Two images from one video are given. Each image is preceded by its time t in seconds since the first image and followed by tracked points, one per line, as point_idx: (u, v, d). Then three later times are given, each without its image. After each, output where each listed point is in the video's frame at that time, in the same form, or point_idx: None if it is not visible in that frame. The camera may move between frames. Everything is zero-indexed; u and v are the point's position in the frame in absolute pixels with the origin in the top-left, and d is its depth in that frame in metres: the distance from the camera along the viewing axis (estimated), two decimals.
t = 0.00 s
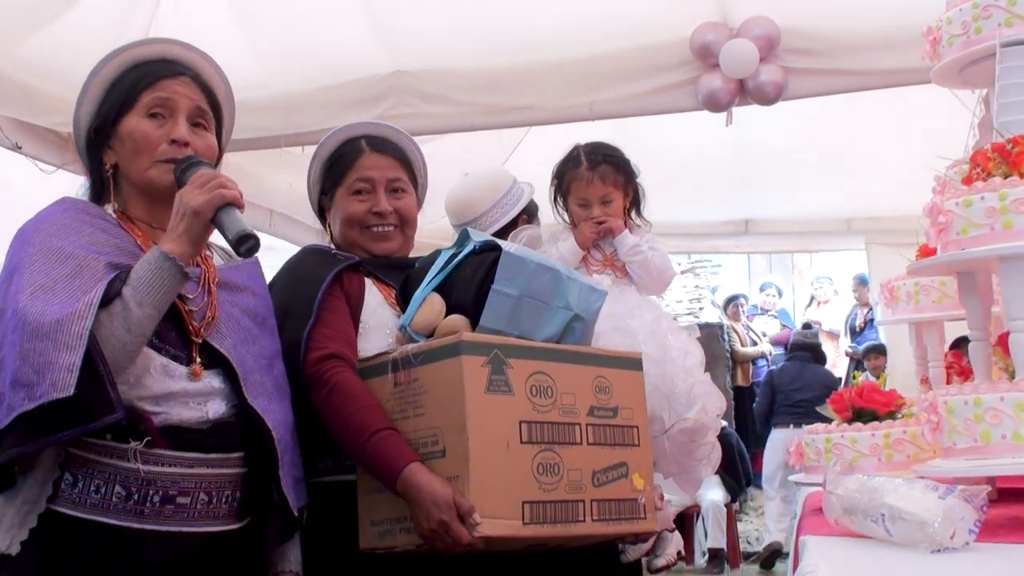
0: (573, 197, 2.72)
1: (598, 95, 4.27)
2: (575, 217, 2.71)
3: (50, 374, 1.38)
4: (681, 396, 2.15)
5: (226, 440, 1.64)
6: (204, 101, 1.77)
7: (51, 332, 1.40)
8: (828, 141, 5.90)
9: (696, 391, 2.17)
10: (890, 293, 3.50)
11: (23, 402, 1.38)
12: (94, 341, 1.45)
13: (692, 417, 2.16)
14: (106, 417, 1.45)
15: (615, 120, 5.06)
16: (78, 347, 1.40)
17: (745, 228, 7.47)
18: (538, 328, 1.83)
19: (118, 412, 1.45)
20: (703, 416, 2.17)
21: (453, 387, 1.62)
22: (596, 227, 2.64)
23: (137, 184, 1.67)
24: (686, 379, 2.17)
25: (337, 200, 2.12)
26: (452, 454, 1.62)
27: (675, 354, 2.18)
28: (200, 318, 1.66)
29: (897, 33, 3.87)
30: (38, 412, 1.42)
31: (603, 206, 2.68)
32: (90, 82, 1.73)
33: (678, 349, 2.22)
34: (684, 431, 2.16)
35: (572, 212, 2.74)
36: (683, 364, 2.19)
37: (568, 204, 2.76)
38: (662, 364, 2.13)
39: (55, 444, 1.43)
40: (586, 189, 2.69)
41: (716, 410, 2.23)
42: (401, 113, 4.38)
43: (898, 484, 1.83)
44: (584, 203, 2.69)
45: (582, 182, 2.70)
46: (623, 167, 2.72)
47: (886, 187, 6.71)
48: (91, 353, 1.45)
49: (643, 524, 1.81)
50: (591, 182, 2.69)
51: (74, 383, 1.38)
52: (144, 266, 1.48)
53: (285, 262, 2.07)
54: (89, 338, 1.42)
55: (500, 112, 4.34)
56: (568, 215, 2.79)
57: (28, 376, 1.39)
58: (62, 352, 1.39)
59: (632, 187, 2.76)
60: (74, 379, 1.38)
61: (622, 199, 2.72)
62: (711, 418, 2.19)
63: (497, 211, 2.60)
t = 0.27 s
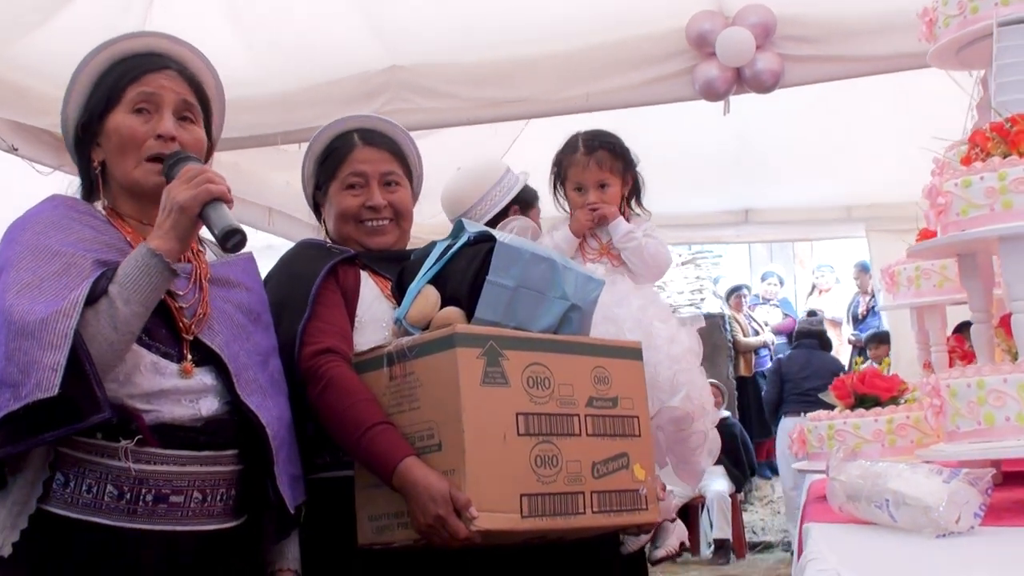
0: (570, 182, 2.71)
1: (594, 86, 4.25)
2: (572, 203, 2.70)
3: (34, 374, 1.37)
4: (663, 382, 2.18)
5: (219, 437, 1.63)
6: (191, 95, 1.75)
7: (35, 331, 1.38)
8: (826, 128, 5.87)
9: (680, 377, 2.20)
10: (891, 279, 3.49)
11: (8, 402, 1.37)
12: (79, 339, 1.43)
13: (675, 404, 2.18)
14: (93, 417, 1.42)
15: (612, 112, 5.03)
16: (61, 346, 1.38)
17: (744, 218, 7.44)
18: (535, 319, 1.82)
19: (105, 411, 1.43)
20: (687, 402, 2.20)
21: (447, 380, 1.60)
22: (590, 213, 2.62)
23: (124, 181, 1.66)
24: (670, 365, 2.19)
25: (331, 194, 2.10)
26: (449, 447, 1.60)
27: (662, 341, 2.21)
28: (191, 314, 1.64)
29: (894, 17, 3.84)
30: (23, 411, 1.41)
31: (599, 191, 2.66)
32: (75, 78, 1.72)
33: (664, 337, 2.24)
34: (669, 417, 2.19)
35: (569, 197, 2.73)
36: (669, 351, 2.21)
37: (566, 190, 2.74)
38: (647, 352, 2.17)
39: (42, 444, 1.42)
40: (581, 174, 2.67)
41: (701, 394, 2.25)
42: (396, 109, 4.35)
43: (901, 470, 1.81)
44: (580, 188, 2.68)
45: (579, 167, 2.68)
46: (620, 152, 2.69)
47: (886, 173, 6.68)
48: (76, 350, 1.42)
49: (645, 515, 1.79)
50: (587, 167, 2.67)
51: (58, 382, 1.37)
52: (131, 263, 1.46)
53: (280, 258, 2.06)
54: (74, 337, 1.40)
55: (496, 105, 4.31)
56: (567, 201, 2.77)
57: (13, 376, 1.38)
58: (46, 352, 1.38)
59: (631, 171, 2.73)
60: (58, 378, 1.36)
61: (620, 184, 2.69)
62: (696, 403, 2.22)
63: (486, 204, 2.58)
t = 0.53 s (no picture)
0: (580, 173, 2.68)
1: (598, 79, 4.21)
2: (582, 193, 2.67)
3: (43, 373, 1.35)
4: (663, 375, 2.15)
5: (229, 433, 1.60)
6: (192, 87, 1.72)
7: (42, 330, 1.36)
8: (833, 119, 5.84)
9: (680, 369, 2.17)
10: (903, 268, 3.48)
11: (16, 403, 1.34)
12: (88, 338, 1.41)
13: (675, 396, 2.15)
14: (103, 416, 1.40)
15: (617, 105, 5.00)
16: (70, 344, 1.36)
17: (749, 210, 7.41)
18: (543, 312, 1.79)
19: (115, 410, 1.41)
20: (688, 395, 2.17)
21: (453, 376, 1.58)
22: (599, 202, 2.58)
23: (125, 176, 1.63)
24: (669, 357, 2.17)
25: (336, 189, 2.08)
26: (455, 444, 1.58)
27: (661, 333, 2.19)
28: (197, 310, 1.61)
29: (901, 6, 3.80)
30: (31, 412, 1.38)
31: (608, 181, 2.63)
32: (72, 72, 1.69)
33: (665, 329, 2.22)
34: (671, 410, 2.16)
35: (579, 188, 2.70)
36: (667, 342, 2.19)
37: (576, 181, 2.72)
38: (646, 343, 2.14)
39: (51, 444, 1.39)
40: (591, 164, 2.64)
41: (704, 384, 2.22)
42: (398, 104, 4.32)
43: (921, 461, 1.78)
44: (590, 178, 2.65)
45: (588, 157, 2.66)
46: (631, 143, 2.66)
47: (892, 164, 6.64)
48: (84, 348, 1.40)
49: (658, 510, 1.76)
50: (596, 157, 2.64)
51: (67, 381, 1.34)
52: (138, 259, 1.44)
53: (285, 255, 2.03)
54: (82, 335, 1.38)
55: (499, 99, 4.27)
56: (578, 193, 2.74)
57: (21, 376, 1.36)
58: (54, 350, 1.36)
59: (642, 163, 2.70)
60: (67, 377, 1.34)
61: (630, 175, 2.66)
62: (698, 395, 2.19)
63: (488, 199, 2.56)
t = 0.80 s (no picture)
0: (646, 167, 2.66)
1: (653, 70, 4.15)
2: (647, 187, 2.64)
3: (130, 382, 1.37)
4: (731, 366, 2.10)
5: (305, 438, 1.62)
6: (255, 92, 1.73)
7: (127, 338, 1.38)
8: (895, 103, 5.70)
9: (749, 362, 2.11)
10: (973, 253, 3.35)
11: (104, 411, 1.37)
12: (171, 346, 1.43)
13: (743, 389, 2.11)
14: (188, 423, 1.42)
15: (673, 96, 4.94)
16: (156, 352, 1.39)
17: (810, 198, 7.22)
18: (611, 308, 1.77)
19: (200, 417, 1.43)
20: (755, 388, 2.12)
21: (520, 375, 1.56)
22: (666, 194, 2.56)
23: (192, 183, 1.65)
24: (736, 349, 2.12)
25: (402, 190, 2.08)
26: (525, 444, 1.56)
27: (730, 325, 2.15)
28: (268, 315, 1.62)
29: None
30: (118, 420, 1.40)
31: (675, 173, 2.60)
32: (139, 80, 1.72)
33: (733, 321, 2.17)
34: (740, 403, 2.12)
35: (645, 182, 2.67)
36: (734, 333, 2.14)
37: (641, 176, 2.69)
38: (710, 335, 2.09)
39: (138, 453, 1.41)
40: (657, 157, 2.62)
41: (772, 376, 2.17)
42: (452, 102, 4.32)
43: (1006, 453, 1.72)
44: (656, 171, 2.62)
45: (654, 151, 2.64)
46: (697, 137, 2.64)
47: (957, 146, 6.46)
48: (170, 359, 1.42)
49: (734, 507, 1.73)
50: (662, 149, 2.62)
51: (155, 388, 1.37)
52: (215, 266, 1.46)
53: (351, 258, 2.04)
54: (165, 343, 1.41)
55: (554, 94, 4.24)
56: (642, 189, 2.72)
57: (105, 384, 1.37)
58: (140, 358, 1.38)
59: (708, 158, 2.67)
60: (155, 385, 1.37)
61: (696, 170, 2.63)
62: (766, 388, 2.14)
63: (542, 198, 2.54)
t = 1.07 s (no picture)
0: (675, 177, 2.65)
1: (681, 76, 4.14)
2: (676, 197, 2.63)
3: (163, 384, 1.38)
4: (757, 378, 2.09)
5: (335, 452, 1.63)
6: (286, 102, 1.75)
7: (161, 340, 1.39)
8: (926, 111, 5.64)
9: (775, 373, 2.12)
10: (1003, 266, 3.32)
11: (137, 414, 1.38)
12: (205, 350, 1.44)
13: (770, 401, 2.09)
14: (220, 427, 1.43)
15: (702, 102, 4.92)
16: (190, 355, 1.39)
17: (837, 206, 7.18)
18: (637, 320, 1.77)
19: (232, 421, 1.44)
20: (782, 399, 2.10)
21: (547, 386, 1.56)
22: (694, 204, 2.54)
23: (222, 191, 1.67)
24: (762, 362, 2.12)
25: (431, 201, 2.10)
26: (551, 455, 1.56)
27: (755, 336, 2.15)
28: (299, 322, 1.64)
29: None
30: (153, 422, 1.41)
31: (703, 183, 2.59)
32: (172, 88, 1.74)
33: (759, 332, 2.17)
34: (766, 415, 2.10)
35: (673, 193, 2.66)
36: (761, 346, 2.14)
37: (670, 186, 2.68)
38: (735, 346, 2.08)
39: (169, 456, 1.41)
40: (686, 167, 2.61)
41: (798, 388, 2.15)
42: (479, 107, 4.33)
43: None
44: (684, 181, 2.61)
45: (683, 161, 2.63)
46: (725, 147, 2.62)
47: (988, 155, 6.39)
48: (204, 362, 1.43)
49: (761, 519, 1.71)
50: (691, 159, 2.61)
51: (188, 392, 1.38)
52: (250, 273, 1.47)
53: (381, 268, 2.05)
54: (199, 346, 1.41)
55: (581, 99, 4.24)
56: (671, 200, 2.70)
57: (140, 387, 1.39)
58: (174, 361, 1.39)
59: (736, 168, 2.66)
60: (188, 388, 1.38)
61: (724, 180, 2.62)
62: (792, 400, 2.13)
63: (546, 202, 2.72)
